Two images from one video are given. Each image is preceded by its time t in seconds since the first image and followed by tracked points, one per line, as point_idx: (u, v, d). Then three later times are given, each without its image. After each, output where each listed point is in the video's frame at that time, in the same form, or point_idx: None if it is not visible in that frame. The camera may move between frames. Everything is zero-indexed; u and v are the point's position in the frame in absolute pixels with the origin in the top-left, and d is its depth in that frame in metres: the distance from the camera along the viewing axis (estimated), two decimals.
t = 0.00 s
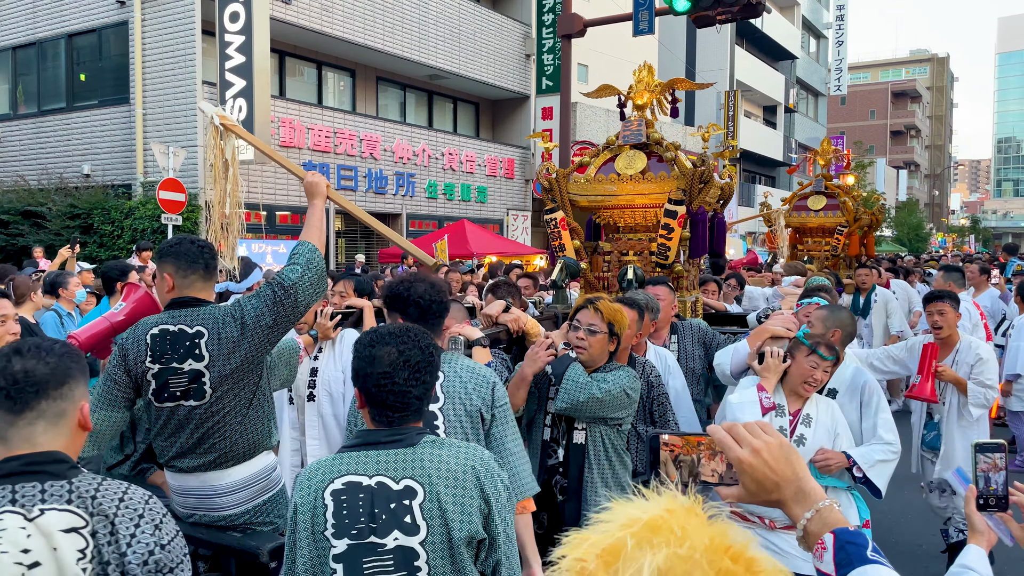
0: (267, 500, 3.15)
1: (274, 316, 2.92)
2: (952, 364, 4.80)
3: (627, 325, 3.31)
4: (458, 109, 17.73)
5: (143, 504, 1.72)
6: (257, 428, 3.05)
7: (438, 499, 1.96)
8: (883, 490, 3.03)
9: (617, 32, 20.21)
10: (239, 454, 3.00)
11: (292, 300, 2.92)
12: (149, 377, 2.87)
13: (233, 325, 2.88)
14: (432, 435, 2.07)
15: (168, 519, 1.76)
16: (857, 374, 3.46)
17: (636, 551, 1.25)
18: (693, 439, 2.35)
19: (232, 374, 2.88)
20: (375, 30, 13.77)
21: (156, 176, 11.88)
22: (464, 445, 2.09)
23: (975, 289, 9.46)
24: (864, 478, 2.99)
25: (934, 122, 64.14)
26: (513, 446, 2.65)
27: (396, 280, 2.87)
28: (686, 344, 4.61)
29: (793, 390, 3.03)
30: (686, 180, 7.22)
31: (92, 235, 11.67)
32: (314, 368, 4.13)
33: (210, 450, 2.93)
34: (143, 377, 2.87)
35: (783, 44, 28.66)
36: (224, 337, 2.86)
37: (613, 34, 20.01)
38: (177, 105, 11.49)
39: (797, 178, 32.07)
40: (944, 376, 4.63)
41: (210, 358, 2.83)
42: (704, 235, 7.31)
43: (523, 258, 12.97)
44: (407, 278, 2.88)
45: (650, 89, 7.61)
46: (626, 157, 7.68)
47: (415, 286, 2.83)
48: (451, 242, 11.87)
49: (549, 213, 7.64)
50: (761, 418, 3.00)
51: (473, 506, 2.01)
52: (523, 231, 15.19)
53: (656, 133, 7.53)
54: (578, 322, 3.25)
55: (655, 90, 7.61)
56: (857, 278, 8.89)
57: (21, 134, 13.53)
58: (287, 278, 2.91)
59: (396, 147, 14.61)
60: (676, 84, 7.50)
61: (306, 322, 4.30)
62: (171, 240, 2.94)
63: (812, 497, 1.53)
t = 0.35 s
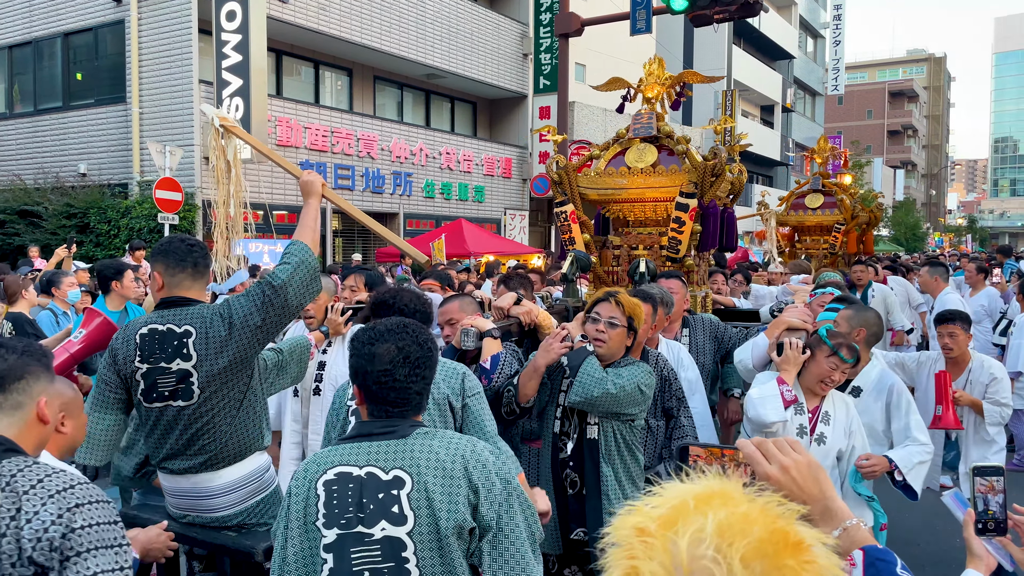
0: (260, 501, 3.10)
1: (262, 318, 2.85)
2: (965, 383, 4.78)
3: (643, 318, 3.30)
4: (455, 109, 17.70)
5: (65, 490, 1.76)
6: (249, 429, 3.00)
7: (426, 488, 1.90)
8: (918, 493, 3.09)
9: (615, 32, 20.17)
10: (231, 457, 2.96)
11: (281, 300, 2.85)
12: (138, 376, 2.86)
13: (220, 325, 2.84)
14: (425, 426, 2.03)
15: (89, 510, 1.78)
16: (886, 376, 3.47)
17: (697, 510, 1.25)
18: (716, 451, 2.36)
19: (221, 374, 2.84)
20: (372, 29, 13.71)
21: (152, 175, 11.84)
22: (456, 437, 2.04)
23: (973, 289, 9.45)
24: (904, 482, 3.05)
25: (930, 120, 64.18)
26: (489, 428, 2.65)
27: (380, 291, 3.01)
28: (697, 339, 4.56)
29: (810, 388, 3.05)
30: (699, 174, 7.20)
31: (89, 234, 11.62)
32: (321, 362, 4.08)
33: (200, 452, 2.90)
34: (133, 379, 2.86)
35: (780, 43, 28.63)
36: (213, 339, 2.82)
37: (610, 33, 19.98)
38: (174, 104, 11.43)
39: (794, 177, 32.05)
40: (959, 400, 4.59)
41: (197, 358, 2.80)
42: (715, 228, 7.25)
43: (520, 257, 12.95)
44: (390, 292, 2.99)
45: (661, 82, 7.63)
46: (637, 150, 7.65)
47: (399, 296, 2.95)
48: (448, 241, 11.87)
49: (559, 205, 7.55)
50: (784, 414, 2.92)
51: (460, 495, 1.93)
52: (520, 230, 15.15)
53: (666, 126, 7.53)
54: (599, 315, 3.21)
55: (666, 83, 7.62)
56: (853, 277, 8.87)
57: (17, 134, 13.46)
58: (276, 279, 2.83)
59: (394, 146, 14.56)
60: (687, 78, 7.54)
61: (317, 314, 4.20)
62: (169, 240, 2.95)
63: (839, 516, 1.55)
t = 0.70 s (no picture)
0: (256, 500, 3.07)
1: (247, 315, 2.80)
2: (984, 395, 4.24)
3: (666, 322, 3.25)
4: (453, 108, 17.67)
5: (29, 486, 1.77)
6: (242, 429, 2.95)
7: (434, 484, 1.83)
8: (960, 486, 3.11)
9: (613, 31, 20.15)
10: (221, 458, 2.92)
11: (267, 298, 2.80)
12: (129, 375, 2.86)
13: (206, 324, 2.81)
14: (433, 423, 1.96)
15: (49, 507, 1.78)
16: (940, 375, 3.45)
17: (754, 502, 1.32)
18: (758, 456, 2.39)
19: (207, 372, 2.81)
20: (369, 29, 13.67)
21: (149, 175, 11.80)
22: (463, 431, 1.97)
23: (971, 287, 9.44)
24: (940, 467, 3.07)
25: (928, 120, 64.24)
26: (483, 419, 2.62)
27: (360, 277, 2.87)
28: (714, 342, 4.48)
29: (836, 387, 3.00)
30: (713, 173, 7.15)
31: (85, 233, 11.59)
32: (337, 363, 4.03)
33: (188, 452, 2.87)
34: (124, 378, 2.86)
35: (777, 43, 28.62)
36: (198, 338, 2.79)
37: (608, 33, 19.97)
38: (171, 104, 11.39)
39: (792, 177, 32.03)
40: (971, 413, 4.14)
41: (183, 356, 2.78)
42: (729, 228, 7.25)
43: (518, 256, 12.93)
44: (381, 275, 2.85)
45: (674, 80, 7.66)
46: (649, 149, 7.66)
47: (366, 291, 2.80)
48: (446, 240, 11.87)
49: (571, 206, 7.47)
50: (805, 415, 2.89)
51: (464, 488, 1.85)
52: (518, 229, 15.13)
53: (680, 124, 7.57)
54: (623, 318, 3.17)
55: (678, 80, 7.64)
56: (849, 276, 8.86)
57: (13, 133, 13.41)
58: (261, 277, 2.78)
59: (391, 146, 14.54)
60: (699, 75, 7.53)
61: (330, 312, 4.09)
62: (169, 237, 2.94)
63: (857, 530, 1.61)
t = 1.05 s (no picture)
0: (251, 499, 3.05)
1: (227, 310, 2.79)
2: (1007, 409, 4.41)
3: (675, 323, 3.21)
4: (450, 108, 17.65)
5: (29, 503, 1.87)
6: (235, 426, 2.94)
7: (500, 497, 1.85)
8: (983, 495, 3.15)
9: (611, 31, 20.14)
10: (214, 456, 2.91)
11: (246, 292, 2.79)
12: (119, 376, 2.88)
13: (188, 320, 2.81)
14: (494, 431, 1.97)
15: (45, 528, 1.88)
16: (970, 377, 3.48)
17: (766, 483, 1.46)
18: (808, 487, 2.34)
19: (192, 368, 2.80)
20: (366, 29, 13.64)
21: (146, 174, 11.77)
22: (528, 444, 1.97)
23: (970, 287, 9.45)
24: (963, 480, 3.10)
25: (925, 120, 64.27)
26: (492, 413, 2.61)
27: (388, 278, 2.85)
28: (729, 347, 4.46)
29: (859, 397, 3.03)
30: (727, 176, 7.12)
31: (82, 233, 11.55)
32: (349, 367, 3.97)
33: (179, 449, 2.86)
34: (114, 379, 2.88)
35: (774, 42, 28.58)
36: (180, 333, 2.80)
37: (606, 33, 19.96)
38: (168, 103, 11.37)
39: (789, 177, 32.00)
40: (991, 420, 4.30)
41: (167, 353, 2.79)
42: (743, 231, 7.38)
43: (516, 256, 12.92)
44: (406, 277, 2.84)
45: (687, 81, 7.66)
46: (662, 151, 7.52)
47: (396, 293, 2.78)
48: (444, 240, 11.87)
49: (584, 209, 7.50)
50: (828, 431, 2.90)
51: (532, 507, 1.87)
52: (515, 229, 15.12)
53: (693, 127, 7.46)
54: (629, 323, 3.15)
55: (691, 82, 7.65)
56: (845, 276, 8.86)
57: (9, 133, 13.37)
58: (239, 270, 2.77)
59: (389, 146, 14.52)
60: (712, 77, 7.53)
61: (343, 316, 4.05)
62: (153, 239, 2.99)
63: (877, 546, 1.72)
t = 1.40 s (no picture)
0: (249, 495, 3.03)
1: (211, 304, 2.77)
2: None
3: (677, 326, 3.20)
4: (448, 108, 17.64)
5: (38, 514, 1.87)
6: (231, 417, 2.92)
7: (549, 510, 1.85)
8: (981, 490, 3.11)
9: (609, 31, 20.14)
10: (213, 448, 2.89)
11: (229, 285, 2.77)
12: (112, 375, 2.88)
13: (173, 316, 2.81)
14: (542, 441, 1.98)
15: (56, 541, 1.89)
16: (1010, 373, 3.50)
17: (896, 483, 1.31)
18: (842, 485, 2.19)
19: (180, 363, 2.80)
20: (363, 27, 13.62)
21: (142, 173, 11.72)
22: (576, 455, 1.98)
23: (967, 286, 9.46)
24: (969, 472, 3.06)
25: (921, 120, 64.40)
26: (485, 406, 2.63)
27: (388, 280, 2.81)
28: (737, 348, 4.40)
29: (861, 390, 3.02)
30: (736, 174, 7.11)
31: (78, 232, 11.50)
32: (350, 370, 3.95)
33: (177, 444, 2.85)
34: (108, 377, 2.89)
35: (771, 42, 28.61)
36: (165, 329, 2.79)
37: (603, 32, 19.96)
38: (165, 103, 11.34)
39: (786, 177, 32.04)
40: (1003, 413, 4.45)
41: (154, 348, 2.79)
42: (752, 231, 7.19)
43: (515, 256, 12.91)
44: (407, 281, 2.79)
45: (698, 79, 7.60)
46: (672, 149, 7.50)
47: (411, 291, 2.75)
48: (441, 239, 11.86)
49: (591, 207, 7.48)
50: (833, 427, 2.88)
51: (582, 521, 1.88)
52: (513, 229, 15.11)
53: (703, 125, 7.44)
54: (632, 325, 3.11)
55: (702, 79, 7.59)
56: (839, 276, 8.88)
57: (5, 132, 13.32)
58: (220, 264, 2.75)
59: (386, 145, 14.49)
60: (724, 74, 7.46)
61: (344, 318, 4.00)
62: (136, 241, 3.01)
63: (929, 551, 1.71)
